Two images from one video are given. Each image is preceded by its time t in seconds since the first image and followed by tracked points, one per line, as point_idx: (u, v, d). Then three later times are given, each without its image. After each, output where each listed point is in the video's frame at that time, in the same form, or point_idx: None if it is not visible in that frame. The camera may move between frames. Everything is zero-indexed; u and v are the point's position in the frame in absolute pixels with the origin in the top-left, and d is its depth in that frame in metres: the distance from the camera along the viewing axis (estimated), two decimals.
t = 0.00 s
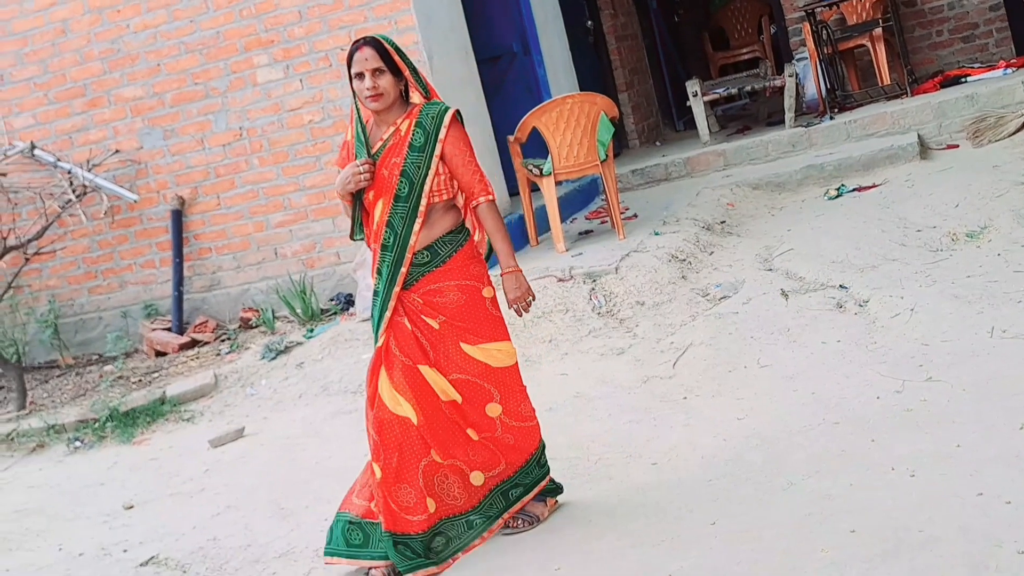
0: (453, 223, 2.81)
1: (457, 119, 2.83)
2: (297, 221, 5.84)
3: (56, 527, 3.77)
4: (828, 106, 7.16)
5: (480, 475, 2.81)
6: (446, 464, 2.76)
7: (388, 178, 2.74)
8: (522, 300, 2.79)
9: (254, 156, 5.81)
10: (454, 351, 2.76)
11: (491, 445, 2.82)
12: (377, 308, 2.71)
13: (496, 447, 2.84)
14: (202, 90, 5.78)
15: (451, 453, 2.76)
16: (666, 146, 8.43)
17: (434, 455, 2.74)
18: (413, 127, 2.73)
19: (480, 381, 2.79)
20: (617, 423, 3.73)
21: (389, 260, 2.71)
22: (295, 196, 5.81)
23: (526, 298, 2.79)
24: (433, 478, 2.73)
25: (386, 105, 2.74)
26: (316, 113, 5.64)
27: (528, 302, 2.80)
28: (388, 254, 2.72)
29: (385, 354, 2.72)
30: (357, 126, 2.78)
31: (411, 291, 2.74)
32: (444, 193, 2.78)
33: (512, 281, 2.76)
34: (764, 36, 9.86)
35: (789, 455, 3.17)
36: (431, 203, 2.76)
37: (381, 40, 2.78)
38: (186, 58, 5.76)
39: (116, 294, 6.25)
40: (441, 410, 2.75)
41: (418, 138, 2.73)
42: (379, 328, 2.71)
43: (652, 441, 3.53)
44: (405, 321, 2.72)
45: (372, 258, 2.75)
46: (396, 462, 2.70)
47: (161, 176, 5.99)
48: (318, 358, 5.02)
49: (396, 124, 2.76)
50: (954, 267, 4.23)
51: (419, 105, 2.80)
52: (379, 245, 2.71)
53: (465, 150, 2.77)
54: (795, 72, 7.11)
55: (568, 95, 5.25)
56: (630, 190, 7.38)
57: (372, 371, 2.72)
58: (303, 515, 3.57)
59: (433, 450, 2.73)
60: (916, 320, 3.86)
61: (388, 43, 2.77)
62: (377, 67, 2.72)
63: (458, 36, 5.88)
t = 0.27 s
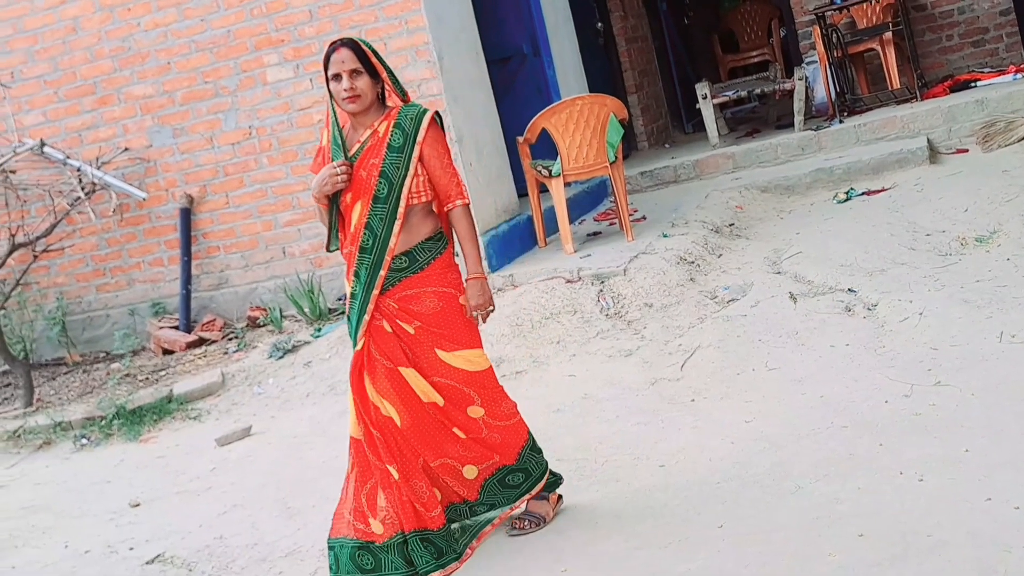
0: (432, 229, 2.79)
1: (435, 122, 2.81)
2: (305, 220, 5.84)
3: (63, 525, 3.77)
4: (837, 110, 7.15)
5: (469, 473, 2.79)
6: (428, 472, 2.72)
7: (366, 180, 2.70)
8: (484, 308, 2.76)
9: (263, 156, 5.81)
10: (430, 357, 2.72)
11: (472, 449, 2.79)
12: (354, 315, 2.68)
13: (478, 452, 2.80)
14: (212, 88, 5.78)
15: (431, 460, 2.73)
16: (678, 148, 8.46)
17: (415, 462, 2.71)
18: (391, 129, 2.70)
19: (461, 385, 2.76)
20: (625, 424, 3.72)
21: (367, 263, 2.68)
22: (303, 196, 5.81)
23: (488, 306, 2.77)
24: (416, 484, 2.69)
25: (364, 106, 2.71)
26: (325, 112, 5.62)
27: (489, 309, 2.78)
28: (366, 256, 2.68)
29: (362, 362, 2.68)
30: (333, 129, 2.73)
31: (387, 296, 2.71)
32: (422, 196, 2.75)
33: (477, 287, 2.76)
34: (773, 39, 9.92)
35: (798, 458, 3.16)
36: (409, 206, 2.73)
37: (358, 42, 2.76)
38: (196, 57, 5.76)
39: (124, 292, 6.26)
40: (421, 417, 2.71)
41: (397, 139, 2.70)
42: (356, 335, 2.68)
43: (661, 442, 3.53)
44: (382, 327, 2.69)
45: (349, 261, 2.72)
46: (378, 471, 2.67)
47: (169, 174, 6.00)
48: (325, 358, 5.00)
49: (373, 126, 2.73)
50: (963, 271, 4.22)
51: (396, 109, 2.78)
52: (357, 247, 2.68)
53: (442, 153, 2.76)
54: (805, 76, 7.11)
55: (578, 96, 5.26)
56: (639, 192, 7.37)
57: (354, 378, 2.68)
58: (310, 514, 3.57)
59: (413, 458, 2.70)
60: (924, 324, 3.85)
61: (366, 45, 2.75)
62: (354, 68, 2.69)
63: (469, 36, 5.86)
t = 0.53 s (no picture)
0: (420, 236, 2.81)
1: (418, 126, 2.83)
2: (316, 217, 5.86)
3: (79, 519, 3.83)
4: (847, 110, 7.15)
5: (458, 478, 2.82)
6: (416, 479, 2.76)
7: (351, 185, 2.72)
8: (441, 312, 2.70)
9: (275, 153, 5.84)
10: (414, 365, 2.73)
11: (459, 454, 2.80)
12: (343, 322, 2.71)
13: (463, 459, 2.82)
14: (224, 87, 5.80)
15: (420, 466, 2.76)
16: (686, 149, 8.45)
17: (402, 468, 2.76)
18: (375, 134, 2.72)
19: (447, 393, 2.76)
20: (633, 423, 3.75)
21: (357, 270, 2.70)
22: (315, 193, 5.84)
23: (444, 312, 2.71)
24: (406, 489, 2.74)
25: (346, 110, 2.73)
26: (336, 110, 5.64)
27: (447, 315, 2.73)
28: (355, 263, 2.71)
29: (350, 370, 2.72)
30: (316, 133, 2.76)
31: (376, 302, 2.73)
32: (407, 202, 2.78)
33: (437, 290, 2.72)
34: (784, 39, 9.87)
35: (805, 459, 3.17)
36: (395, 211, 2.75)
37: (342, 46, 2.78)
38: (208, 55, 5.77)
39: (136, 289, 6.30)
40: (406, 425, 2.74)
41: (381, 144, 2.72)
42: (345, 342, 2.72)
43: (670, 441, 3.55)
44: (369, 334, 2.71)
45: (337, 268, 2.74)
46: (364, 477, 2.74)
47: (182, 173, 6.03)
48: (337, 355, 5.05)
49: (357, 131, 2.75)
50: (974, 271, 4.22)
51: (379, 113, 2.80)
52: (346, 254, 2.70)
53: (425, 157, 2.78)
54: (816, 75, 7.10)
55: (588, 96, 5.27)
56: (649, 192, 7.39)
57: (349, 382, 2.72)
58: (322, 510, 3.62)
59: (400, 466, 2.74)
60: (935, 324, 3.86)
61: (349, 49, 2.77)
62: (337, 72, 2.71)
63: (479, 35, 5.88)
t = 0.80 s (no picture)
0: (423, 234, 2.92)
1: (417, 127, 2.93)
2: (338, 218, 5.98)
3: (113, 509, 3.97)
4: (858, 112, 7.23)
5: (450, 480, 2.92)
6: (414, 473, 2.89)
7: (354, 189, 2.83)
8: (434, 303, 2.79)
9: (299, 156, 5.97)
10: (411, 361, 2.82)
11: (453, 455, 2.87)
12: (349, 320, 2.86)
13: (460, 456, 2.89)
14: (250, 91, 5.93)
15: (419, 463, 2.89)
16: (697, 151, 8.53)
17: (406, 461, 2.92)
18: (375, 137, 2.82)
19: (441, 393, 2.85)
20: (647, 418, 3.85)
21: (362, 270, 2.82)
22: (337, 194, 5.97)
23: (436, 302, 2.78)
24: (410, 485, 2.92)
25: (347, 115, 2.83)
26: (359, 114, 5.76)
27: (440, 307, 2.80)
28: (360, 264, 2.82)
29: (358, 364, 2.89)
30: (319, 138, 2.86)
31: (382, 301, 2.86)
32: (410, 203, 2.88)
33: (431, 283, 2.79)
34: (795, 42, 9.92)
35: (817, 452, 3.27)
36: (399, 212, 2.86)
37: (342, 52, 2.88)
38: (235, 60, 5.90)
39: (166, 287, 6.45)
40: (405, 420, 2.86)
41: (382, 147, 2.82)
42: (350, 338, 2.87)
43: (684, 435, 3.65)
44: (372, 331, 2.85)
45: (344, 270, 2.86)
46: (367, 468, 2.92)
47: (210, 174, 6.17)
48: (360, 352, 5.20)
49: (358, 134, 2.85)
50: (982, 270, 4.31)
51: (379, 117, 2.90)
52: (351, 255, 2.81)
53: (424, 157, 2.87)
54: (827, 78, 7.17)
55: (604, 99, 5.36)
56: (662, 193, 7.50)
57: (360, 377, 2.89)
58: (345, 501, 3.73)
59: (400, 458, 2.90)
60: (944, 321, 3.94)
61: (350, 55, 2.87)
62: (338, 78, 2.81)
63: (497, 40, 5.99)
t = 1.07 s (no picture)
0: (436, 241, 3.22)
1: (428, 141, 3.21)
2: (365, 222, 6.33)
3: (163, 492, 4.33)
4: (848, 121, 7.56)
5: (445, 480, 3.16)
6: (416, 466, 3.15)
7: (371, 200, 3.12)
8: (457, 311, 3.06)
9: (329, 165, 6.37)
10: (424, 359, 3.12)
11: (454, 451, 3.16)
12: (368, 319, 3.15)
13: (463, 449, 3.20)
14: (285, 106, 6.36)
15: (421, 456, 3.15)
16: (700, 158, 8.83)
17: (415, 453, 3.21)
18: (388, 152, 3.11)
19: (443, 394, 3.13)
20: (652, 406, 4.16)
21: (381, 276, 3.11)
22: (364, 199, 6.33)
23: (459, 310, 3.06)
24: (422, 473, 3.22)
25: (362, 131, 3.13)
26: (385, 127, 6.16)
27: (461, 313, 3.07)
28: (379, 269, 3.11)
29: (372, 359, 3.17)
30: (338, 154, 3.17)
31: (399, 303, 3.14)
32: (422, 211, 3.18)
33: (452, 290, 3.07)
34: (791, 57, 10.26)
35: (810, 437, 3.58)
36: (413, 220, 3.15)
37: (357, 72, 3.17)
38: (271, 77, 6.33)
39: (209, 286, 6.91)
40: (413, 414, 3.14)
41: (394, 160, 3.10)
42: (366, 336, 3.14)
43: (688, 422, 3.97)
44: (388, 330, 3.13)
45: (364, 274, 3.14)
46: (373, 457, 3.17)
47: (249, 182, 6.60)
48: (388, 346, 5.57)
49: (373, 149, 3.15)
50: (965, 268, 4.61)
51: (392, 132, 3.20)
52: (370, 262, 3.11)
53: (433, 169, 3.16)
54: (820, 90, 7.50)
55: (611, 111, 5.67)
56: (667, 198, 7.84)
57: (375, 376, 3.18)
58: (374, 484, 4.06)
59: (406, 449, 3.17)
60: (930, 316, 4.24)
61: (363, 75, 3.16)
62: (352, 96, 3.11)
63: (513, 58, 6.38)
